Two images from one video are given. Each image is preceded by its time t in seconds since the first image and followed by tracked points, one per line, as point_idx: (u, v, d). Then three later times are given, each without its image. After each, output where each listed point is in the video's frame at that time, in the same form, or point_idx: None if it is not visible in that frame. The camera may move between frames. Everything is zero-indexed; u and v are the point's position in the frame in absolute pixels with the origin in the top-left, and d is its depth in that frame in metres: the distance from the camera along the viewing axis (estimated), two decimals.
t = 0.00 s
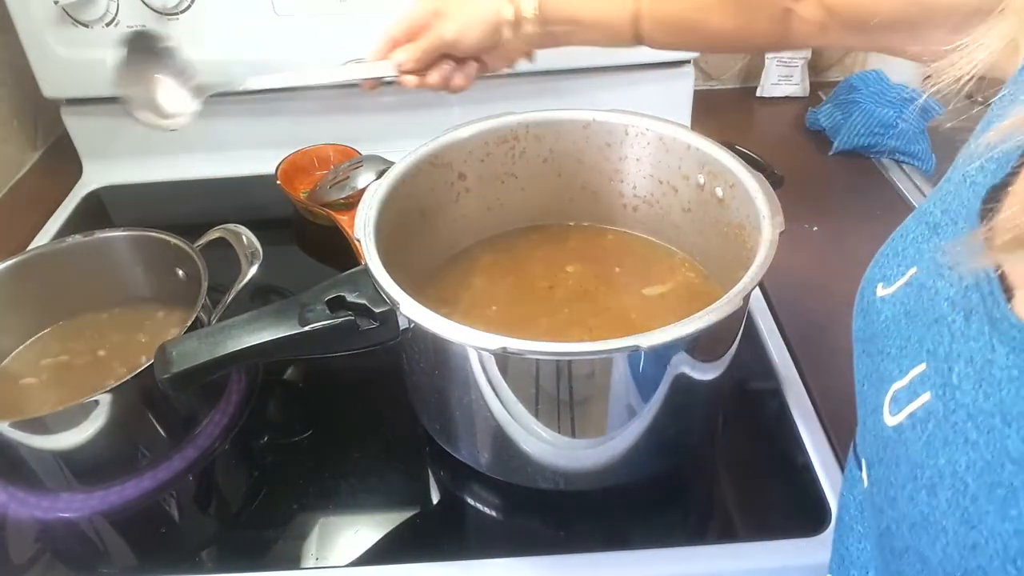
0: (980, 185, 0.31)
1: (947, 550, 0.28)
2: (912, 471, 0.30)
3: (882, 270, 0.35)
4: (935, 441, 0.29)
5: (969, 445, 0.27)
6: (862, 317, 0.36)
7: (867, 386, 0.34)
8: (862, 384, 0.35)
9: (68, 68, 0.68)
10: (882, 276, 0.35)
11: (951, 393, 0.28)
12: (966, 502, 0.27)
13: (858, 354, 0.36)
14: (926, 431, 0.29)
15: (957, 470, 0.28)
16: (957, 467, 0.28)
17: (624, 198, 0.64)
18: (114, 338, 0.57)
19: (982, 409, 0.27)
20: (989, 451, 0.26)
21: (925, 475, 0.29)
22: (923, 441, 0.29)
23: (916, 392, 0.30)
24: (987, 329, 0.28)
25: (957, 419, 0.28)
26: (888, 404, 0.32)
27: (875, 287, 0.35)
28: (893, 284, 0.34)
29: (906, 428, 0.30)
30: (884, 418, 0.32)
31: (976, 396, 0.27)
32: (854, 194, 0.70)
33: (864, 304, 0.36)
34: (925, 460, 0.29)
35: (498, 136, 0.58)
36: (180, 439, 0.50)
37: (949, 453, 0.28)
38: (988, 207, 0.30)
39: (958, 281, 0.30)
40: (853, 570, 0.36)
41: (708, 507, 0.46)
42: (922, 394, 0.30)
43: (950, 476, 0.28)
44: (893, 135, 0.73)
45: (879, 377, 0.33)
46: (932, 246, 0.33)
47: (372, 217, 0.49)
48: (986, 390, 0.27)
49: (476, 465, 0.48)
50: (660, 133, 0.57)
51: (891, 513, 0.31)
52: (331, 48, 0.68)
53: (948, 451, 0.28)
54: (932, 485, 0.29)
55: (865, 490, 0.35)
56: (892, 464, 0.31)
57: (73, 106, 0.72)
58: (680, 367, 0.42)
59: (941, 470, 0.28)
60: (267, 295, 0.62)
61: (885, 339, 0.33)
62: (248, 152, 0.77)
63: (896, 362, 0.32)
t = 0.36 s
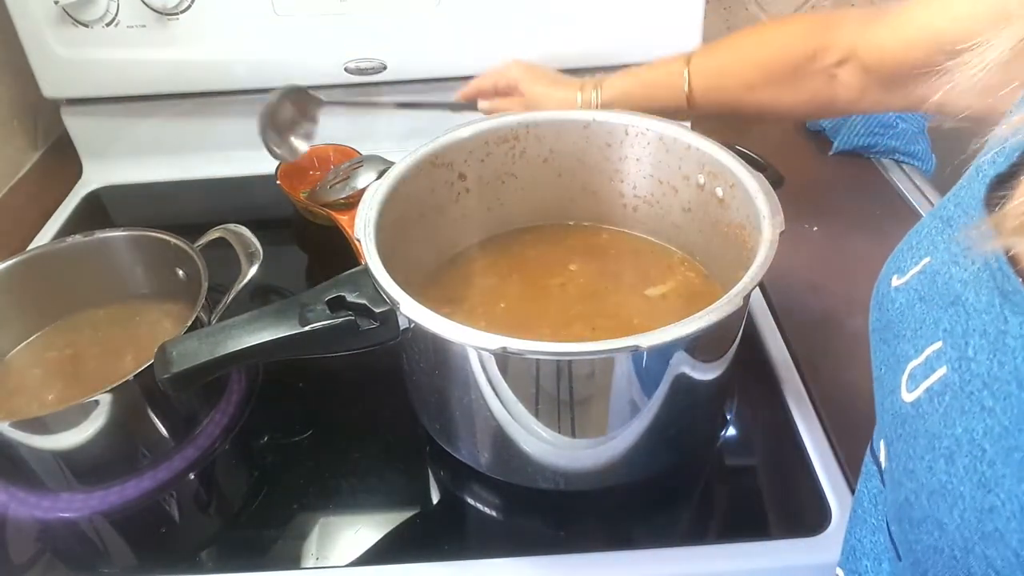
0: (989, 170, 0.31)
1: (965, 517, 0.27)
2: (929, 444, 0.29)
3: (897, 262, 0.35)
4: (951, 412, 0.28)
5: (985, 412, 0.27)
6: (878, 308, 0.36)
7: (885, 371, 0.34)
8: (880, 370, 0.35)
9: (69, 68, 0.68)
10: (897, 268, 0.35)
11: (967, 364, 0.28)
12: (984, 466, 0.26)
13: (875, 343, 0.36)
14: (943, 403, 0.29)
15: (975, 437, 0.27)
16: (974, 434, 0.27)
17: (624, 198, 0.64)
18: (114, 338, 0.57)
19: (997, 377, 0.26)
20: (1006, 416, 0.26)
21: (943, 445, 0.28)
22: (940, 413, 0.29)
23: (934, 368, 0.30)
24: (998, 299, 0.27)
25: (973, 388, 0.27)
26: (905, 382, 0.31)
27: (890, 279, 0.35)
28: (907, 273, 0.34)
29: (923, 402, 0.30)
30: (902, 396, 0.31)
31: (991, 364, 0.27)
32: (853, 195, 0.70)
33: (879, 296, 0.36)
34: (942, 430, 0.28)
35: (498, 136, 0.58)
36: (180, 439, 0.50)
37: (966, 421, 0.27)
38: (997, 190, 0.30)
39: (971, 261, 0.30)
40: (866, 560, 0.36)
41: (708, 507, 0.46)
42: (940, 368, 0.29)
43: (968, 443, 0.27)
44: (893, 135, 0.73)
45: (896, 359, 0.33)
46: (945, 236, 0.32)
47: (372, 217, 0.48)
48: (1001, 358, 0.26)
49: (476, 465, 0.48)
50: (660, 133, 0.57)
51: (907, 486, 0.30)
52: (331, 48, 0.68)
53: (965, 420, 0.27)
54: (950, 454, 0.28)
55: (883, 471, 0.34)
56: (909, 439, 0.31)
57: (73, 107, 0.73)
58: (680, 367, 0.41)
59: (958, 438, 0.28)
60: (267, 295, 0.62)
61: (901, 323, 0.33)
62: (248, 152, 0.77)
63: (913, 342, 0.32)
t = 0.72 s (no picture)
0: (993, 165, 0.31)
1: (984, 500, 0.27)
2: (945, 429, 0.29)
3: (902, 257, 0.35)
4: (964, 397, 0.28)
5: (1001, 395, 0.27)
6: (884, 302, 0.36)
7: (894, 362, 0.34)
8: (888, 362, 0.35)
9: (69, 68, 0.68)
10: (902, 263, 0.35)
11: (980, 348, 0.28)
12: (1002, 449, 0.26)
13: (881, 337, 0.36)
14: (956, 389, 0.28)
15: (993, 420, 0.27)
16: (991, 418, 0.27)
17: (625, 198, 0.64)
18: (114, 338, 0.57)
19: (1012, 360, 0.26)
20: None
21: (959, 430, 0.28)
22: (954, 399, 0.29)
23: (945, 355, 0.30)
24: (1009, 284, 0.27)
25: (988, 372, 0.27)
26: (916, 371, 0.31)
27: (895, 274, 0.35)
28: (912, 267, 0.34)
29: (935, 389, 0.30)
30: (914, 384, 0.31)
31: (1006, 348, 0.27)
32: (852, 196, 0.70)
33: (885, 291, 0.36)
34: (957, 415, 0.28)
35: (498, 136, 0.58)
36: (180, 439, 0.50)
37: (982, 405, 0.27)
38: (1001, 180, 0.30)
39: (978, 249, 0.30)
40: (869, 558, 0.36)
41: (708, 507, 0.46)
42: (951, 355, 0.29)
43: (986, 426, 0.27)
44: (893, 135, 0.73)
45: (905, 350, 0.33)
46: (949, 227, 0.32)
47: (373, 217, 0.48)
48: (1015, 340, 0.26)
49: (476, 465, 0.48)
50: (660, 133, 0.57)
51: (921, 473, 0.30)
52: (331, 49, 0.68)
53: (981, 403, 0.27)
54: (966, 438, 0.28)
55: (890, 461, 0.34)
56: (922, 426, 0.30)
57: (74, 107, 0.73)
58: (680, 367, 0.41)
59: (974, 422, 0.28)
60: (267, 295, 0.62)
61: (909, 316, 0.33)
62: (248, 152, 0.77)
63: (923, 332, 0.32)
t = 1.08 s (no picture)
0: (997, 165, 0.31)
1: (996, 498, 0.27)
2: (954, 427, 0.29)
3: (904, 258, 0.35)
4: (972, 394, 0.28)
5: (1011, 392, 0.26)
6: (886, 303, 0.36)
7: (898, 361, 0.34)
8: (892, 363, 0.35)
9: (70, 68, 0.68)
10: (904, 264, 0.35)
11: (988, 346, 0.28)
12: (1014, 446, 0.26)
13: (884, 338, 0.36)
14: (964, 387, 0.28)
15: (1003, 418, 0.27)
16: (1001, 415, 0.27)
17: (624, 198, 0.64)
18: (115, 337, 0.57)
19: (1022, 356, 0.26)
20: None
21: (969, 427, 0.28)
22: (961, 398, 0.29)
23: (951, 354, 0.30)
24: (1017, 282, 0.27)
25: (997, 369, 0.27)
26: (922, 370, 0.31)
27: (897, 275, 0.35)
28: (914, 268, 0.34)
29: (943, 387, 0.30)
30: (920, 383, 0.31)
31: (1014, 345, 0.27)
32: (852, 196, 0.70)
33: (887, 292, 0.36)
34: (966, 414, 0.28)
35: (498, 136, 0.58)
36: (180, 439, 0.50)
37: (992, 403, 0.27)
38: (1005, 179, 0.30)
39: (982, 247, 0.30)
40: (872, 560, 0.36)
41: (708, 507, 0.46)
42: (957, 353, 0.29)
43: (996, 423, 0.27)
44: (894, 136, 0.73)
45: (909, 349, 0.33)
46: (952, 228, 0.32)
47: (372, 217, 0.48)
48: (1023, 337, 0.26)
49: (476, 465, 0.48)
50: (660, 133, 0.57)
51: (930, 471, 0.30)
52: (331, 48, 0.68)
53: (990, 401, 0.27)
54: (976, 436, 0.28)
55: (896, 461, 0.34)
56: (930, 425, 0.30)
57: (74, 107, 0.73)
58: (680, 367, 0.41)
59: (984, 420, 0.28)
60: (267, 295, 0.62)
61: (912, 316, 0.33)
62: (248, 152, 0.77)
63: (927, 331, 0.32)
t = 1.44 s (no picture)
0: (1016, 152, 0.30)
1: (982, 479, 0.27)
2: (949, 411, 0.29)
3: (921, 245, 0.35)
4: (968, 379, 0.28)
5: (1006, 377, 0.26)
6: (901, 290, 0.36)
7: (903, 348, 0.34)
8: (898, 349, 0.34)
9: (70, 68, 0.68)
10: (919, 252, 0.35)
11: (988, 332, 0.28)
12: (1002, 430, 0.26)
13: (894, 325, 0.35)
14: (961, 372, 0.28)
15: (996, 402, 0.27)
16: (994, 400, 0.27)
17: (624, 198, 0.64)
18: (114, 337, 0.57)
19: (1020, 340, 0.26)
20: None
21: (963, 412, 0.28)
22: (958, 383, 0.28)
23: (951, 340, 0.29)
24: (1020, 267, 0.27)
25: (994, 354, 0.27)
26: (922, 356, 0.31)
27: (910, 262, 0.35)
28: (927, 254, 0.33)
29: (941, 372, 0.30)
30: (920, 369, 0.31)
31: (1012, 331, 0.26)
32: (851, 197, 0.70)
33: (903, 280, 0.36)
34: (960, 398, 0.28)
35: (498, 136, 0.58)
36: (181, 439, 0.50)
37: (987, 388, 0.27)
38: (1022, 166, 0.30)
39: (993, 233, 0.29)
40: (873, 548, 0.36)
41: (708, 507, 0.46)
42: (958, 339, 0.29)
43: (988, 408, 0.27)
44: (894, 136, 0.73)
45: (914, 336, 0.33)
46: (969, 216, 0.31)
47: (372, 218, 0.48)
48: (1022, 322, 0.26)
49: (476, 465, 0.48)
50: (659, 133, 0.57)
51: (924, 456, 0.30)
52: (331, 48, 0.68)
53: (984, 386, 0.27)
54: (968, 420, 0.28)
55: (897, 449, 0.34)
56: (926, 411, 0.30)
57: (74, 107, 0.73)
58: (679, 367, 0.41)
59: (976, 404, 0.27)
60: (267, 295, 0.62)
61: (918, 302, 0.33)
62: (248, 151, 0.77)
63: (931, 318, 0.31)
